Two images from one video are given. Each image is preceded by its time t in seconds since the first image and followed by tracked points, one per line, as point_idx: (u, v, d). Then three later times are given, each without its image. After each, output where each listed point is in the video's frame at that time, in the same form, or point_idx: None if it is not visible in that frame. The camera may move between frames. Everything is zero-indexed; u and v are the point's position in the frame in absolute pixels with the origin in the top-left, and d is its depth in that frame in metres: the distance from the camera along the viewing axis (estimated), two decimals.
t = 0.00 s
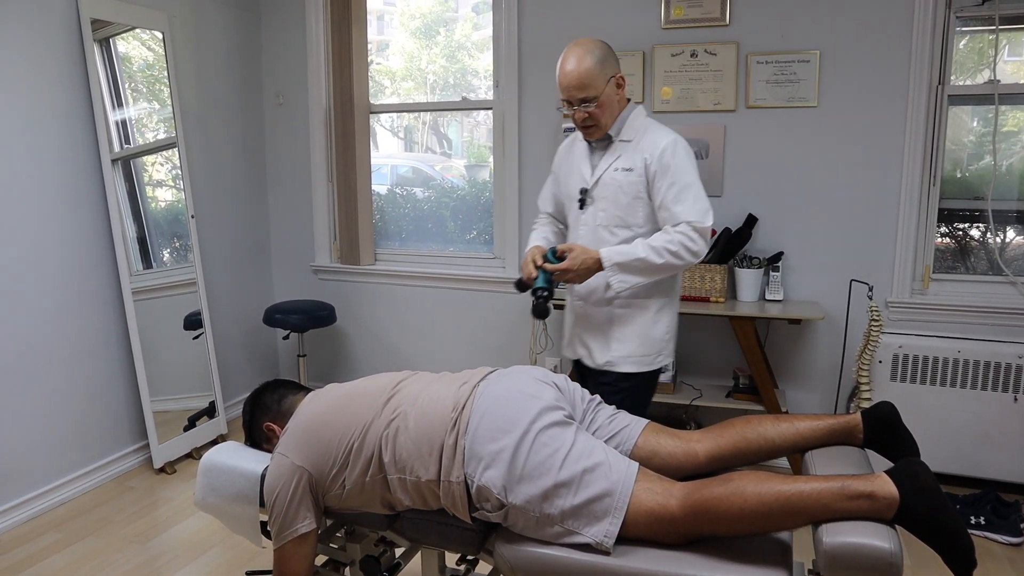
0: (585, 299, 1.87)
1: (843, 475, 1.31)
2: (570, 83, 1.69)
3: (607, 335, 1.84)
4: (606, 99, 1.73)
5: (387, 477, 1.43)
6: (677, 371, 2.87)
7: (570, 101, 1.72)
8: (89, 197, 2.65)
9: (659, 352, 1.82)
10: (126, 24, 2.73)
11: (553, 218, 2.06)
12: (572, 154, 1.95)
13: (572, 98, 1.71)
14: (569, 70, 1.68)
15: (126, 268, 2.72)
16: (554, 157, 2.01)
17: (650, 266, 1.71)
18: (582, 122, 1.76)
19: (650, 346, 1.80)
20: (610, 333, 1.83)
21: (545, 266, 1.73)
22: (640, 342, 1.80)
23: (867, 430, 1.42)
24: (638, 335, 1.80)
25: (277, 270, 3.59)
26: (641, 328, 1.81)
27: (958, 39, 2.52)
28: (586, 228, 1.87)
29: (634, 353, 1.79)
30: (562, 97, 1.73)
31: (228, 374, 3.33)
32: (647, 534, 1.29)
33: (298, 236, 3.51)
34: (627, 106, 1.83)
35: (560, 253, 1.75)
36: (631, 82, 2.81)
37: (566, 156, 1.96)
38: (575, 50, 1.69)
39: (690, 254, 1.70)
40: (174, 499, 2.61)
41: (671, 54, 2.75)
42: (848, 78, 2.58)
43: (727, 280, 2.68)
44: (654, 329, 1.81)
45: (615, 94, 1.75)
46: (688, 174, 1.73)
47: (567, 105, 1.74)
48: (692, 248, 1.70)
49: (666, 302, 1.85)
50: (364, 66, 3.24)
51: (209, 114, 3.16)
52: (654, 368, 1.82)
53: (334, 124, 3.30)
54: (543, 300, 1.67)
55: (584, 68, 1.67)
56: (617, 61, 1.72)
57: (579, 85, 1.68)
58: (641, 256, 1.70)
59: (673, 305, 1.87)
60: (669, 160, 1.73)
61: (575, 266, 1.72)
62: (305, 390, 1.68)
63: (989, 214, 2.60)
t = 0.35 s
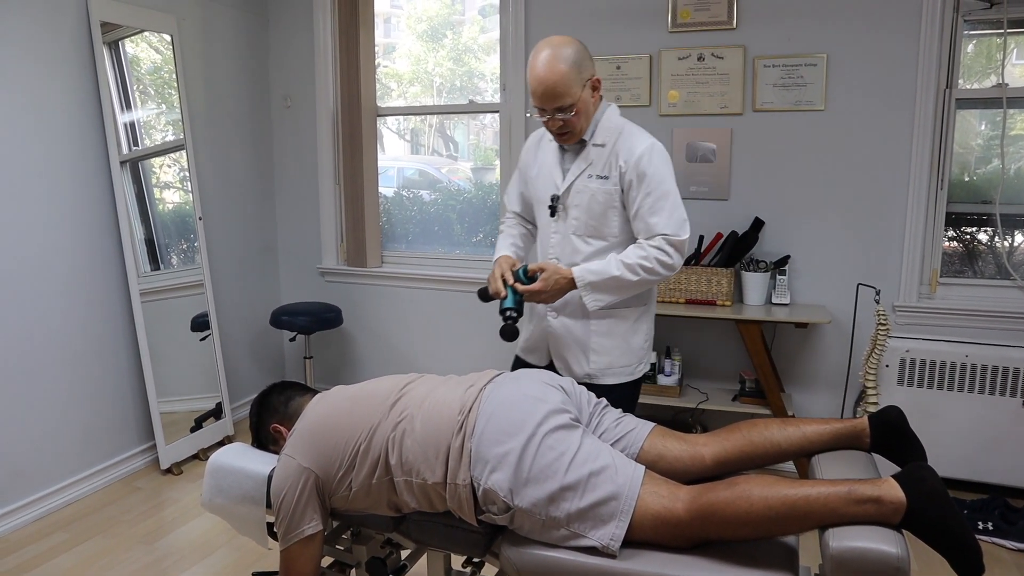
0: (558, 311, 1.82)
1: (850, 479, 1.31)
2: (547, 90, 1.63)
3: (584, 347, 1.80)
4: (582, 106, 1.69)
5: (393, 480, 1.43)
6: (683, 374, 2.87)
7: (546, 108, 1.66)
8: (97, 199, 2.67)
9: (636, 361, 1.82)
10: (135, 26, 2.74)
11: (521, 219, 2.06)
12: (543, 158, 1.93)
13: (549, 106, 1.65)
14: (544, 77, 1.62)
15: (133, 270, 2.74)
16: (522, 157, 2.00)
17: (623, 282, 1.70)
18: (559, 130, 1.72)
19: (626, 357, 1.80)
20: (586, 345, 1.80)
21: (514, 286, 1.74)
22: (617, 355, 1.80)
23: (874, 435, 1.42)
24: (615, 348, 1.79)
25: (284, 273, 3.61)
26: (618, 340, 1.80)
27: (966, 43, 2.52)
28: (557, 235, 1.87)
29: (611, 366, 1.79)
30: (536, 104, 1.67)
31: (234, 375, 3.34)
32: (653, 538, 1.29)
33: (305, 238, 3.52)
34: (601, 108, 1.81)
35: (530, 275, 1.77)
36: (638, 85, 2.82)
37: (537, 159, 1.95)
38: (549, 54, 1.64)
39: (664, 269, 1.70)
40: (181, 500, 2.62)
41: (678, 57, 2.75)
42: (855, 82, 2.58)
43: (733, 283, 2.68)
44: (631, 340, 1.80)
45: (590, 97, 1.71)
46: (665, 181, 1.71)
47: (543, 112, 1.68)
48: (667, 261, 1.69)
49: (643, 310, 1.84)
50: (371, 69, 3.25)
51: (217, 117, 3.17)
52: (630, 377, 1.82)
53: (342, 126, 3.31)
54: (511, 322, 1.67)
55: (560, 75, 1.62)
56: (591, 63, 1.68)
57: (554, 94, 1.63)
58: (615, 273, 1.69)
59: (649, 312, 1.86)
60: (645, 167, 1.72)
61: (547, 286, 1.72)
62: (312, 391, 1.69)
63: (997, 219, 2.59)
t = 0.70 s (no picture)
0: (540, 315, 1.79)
1: (861, 478, 1.30)
2: (519, 95, 1.57)
3: (567, 347, 1.77)
4: (553, 107, 1.64)
5: (403, 478, 1.43)
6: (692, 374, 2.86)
7: (517, 112, 1.62)
8: (109, 199, 2.69)
9: (613, 355, 1.83)
10: (146, 27, 2.77)
11: (477, 223, 2.02)
12: (504, 159, 1.86)
13: (520, 109, 1.61)
14: (515, 80, 1.56)
15: (144, 269, 2.76)
16: (478, 158, 1.92)
17: (606, 282, 1.71)
18: (530, 132, 1.67)
19: (605, 351, 1.80)
20: (568, 343, 1.78)
21: (498, 299, 1.70)
22: (600, 351, 1.79)
23: (885, 435, 1.41)
24: (597, 345, 1.79)
25: (293, 272, 3.62)
26: (600, 336, 1.79)
27: (978, 41, 2.50)
28: (530, 239, 1.81)
29: (595, 362, 1.78)
30: (507, 108, 1.62)
31: (244, 374, 3.36)
32: (663, 537, 1.29)
33: (314, 236, 3.54)
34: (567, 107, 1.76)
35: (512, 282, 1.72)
36: (647, 84, 2.81)
37: (497, 161, 1.87)
38: (517, 55, 1.57)
39: (642, 264, 1.72)
40: (191, 498, 2.64)
41: (687, 56, 2.74)
42: (866, 80, 2.56)
43: (743, 282, 2.68)
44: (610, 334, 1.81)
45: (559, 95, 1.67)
46: (638, 178, 1.72)
47: (513, 115, 1.64)
48: (644, 256, 1.71)
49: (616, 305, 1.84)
50: (380, 68, 3.26)
51: (227, 116, 3.19)
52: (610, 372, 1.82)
53: (351, 125, 3.32)
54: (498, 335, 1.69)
55: (533, 76, 1.56)
56: (559, 61, 1.63)
57: (527, 97, 1.58)
58: (599, 273, 1.69)
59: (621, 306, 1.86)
60: (619, 165, 1.71)
61: (534, 296, 1.68)
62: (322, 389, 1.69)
63: (1010, 218, 2.57)
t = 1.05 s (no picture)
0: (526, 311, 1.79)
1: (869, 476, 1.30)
2: (500, 91, 1.54)
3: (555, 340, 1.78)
4: (530, 103, 1.62)
5: (409, 472, 1.44)
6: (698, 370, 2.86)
7: (497, 108, 1.57)
8: (116, 193, 2.70)
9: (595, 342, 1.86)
10: (154, 21, 2.77)
11: (447, 222, 1.95)
12: (478, 155, 1.82)
13: (500, 105, 1.57)
14: (495, 76, 1.52)
15: (152, 263, 2.77)
16: (448, 156, 1.86)
17: (591, 273, 1.74)
18: (509, 129, 1.64)
19: (588, 339, 1.83)
20: (555, 333, 1.79)
21: (488, 301, 1.67)
22: (585, 339, 1.82)
23: (892, 432, 1.41)
24: (582, 335, 1.81)
25: (300, 266, 3.63)
26: (583, 325, 1.82)
27: (990, 37, 2.48)
28: (512, 234, 1.78)
29: (581, 350, 1.81)
30: (485, 104, 1.58)
31: (251, 368, 3.38)
32: (669, 533, 1.29)
33: (321, 231, 3.54)
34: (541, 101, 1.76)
35: (498, 281, 1.69)
36: (655, 79, 2.80)
37: (470, 158, 1.83)
38: (494, 52, 1.54)
39: (621, 252, 1.78)
40: (198, 491, 2.65)
41: (696, 51, 2.73)
42: (875, 76, 2.55)
43: (749, 279, 2.67)
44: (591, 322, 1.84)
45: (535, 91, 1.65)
46: (612, 168, 1.77)
47: (492, 112, 1.59)
48: (621, 243, 1.77)
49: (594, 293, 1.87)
50: (387, 63, 3.26)
51: (234, 111, 3.20)
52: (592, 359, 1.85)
53: (358, 121, 3.32)
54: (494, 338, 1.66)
55: (512, 72, 1.53)
56: (534, 57, 1.60)
57: (508, 93, 1.54)
58: (584, 265, 1.72)
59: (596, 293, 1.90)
60: (597, 157, 1.75)
61: (526, 294, 1.67)
62: (328, 383, 1.69)
63: (1019, 215, 2.55)
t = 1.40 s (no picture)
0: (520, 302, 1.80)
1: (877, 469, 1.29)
2: (493, 80, 1.53)
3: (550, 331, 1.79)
4: (523, 93, 1.61)
5: (416, 465, 1.44)
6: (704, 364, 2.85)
7: (490, 98, 1.56)
8: (123, 187, 2.70)
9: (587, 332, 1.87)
10: (160, 15, 2.77)
11: (437, 218, 1.92)
12: (467, 148, 1.80)
13: (494, 95, 1.56)
14: (488, 66, 1.52)
15: (158, 257, 2.78)
16: (436, 150, 1.85)
17: (585, 263, 1.74)
18: (501, 119, 1.63)
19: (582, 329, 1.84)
20: (550, 325, 1.79)
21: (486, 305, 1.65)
22: (578, 330, 1.83)
23: (900, 425, 1.41)
24: (575, 325, 1.82)
25: (306, 260, 3.64)
26: (577, 316, 1.82)
27: (1000, 27, 2.46)
28: (505, 226, 1.77)
29: (575, 341, 1.82)
30: (478, 95, 1.57)
31: (257, 362, 3.39)
32: (675, 527, 1.29)
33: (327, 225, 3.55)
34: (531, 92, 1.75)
35: (490, 284, 1.67)
36: (661, 72, 2.79)
37: (459, 151, 1.81)
38: (486, 43, 1.53)
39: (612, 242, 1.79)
40: (205, 484, 2.67)
41: (702, 43, 2.72)
42: (883, 68, 2.53)
43: (756, 271, 2.67)
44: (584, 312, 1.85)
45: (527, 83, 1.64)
46: (602, 158, 1.78)
47: (485, 102, 1.58)
48: (612, 233, 1.77)
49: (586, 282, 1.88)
50: (393, 56, 3.26)
51: (240, 105, 3.20)
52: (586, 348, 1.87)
53: (364, 114, 3.32)
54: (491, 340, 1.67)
55: (504, 61, 1.53)
56: (525, 48, 1.60)
57: (500, 82, 1.53)
58: (578, 255, 1.73)
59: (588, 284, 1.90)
60: (587, 147, 1.76)
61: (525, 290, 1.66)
62: (334, 377, 1.70)
63: None
